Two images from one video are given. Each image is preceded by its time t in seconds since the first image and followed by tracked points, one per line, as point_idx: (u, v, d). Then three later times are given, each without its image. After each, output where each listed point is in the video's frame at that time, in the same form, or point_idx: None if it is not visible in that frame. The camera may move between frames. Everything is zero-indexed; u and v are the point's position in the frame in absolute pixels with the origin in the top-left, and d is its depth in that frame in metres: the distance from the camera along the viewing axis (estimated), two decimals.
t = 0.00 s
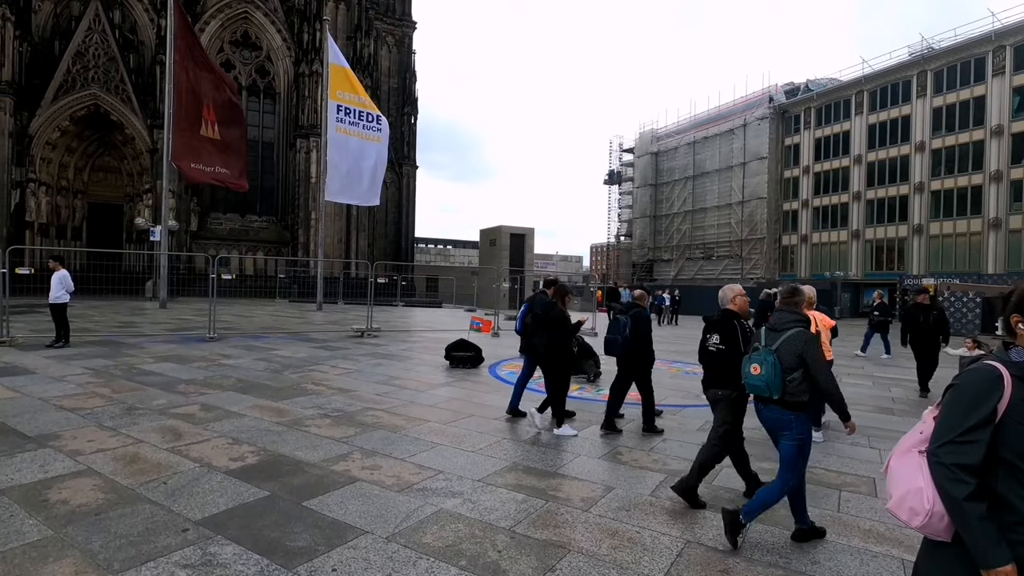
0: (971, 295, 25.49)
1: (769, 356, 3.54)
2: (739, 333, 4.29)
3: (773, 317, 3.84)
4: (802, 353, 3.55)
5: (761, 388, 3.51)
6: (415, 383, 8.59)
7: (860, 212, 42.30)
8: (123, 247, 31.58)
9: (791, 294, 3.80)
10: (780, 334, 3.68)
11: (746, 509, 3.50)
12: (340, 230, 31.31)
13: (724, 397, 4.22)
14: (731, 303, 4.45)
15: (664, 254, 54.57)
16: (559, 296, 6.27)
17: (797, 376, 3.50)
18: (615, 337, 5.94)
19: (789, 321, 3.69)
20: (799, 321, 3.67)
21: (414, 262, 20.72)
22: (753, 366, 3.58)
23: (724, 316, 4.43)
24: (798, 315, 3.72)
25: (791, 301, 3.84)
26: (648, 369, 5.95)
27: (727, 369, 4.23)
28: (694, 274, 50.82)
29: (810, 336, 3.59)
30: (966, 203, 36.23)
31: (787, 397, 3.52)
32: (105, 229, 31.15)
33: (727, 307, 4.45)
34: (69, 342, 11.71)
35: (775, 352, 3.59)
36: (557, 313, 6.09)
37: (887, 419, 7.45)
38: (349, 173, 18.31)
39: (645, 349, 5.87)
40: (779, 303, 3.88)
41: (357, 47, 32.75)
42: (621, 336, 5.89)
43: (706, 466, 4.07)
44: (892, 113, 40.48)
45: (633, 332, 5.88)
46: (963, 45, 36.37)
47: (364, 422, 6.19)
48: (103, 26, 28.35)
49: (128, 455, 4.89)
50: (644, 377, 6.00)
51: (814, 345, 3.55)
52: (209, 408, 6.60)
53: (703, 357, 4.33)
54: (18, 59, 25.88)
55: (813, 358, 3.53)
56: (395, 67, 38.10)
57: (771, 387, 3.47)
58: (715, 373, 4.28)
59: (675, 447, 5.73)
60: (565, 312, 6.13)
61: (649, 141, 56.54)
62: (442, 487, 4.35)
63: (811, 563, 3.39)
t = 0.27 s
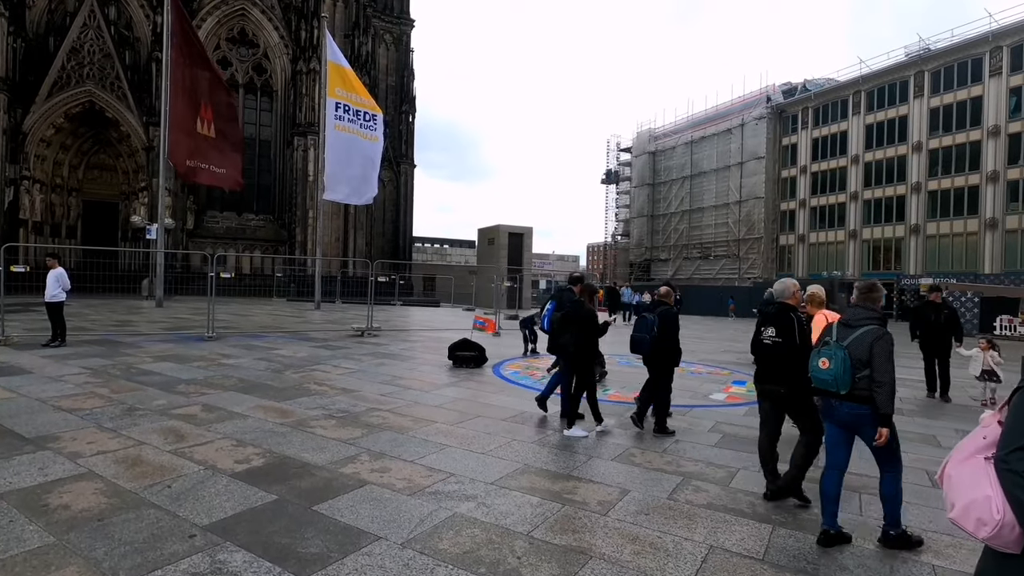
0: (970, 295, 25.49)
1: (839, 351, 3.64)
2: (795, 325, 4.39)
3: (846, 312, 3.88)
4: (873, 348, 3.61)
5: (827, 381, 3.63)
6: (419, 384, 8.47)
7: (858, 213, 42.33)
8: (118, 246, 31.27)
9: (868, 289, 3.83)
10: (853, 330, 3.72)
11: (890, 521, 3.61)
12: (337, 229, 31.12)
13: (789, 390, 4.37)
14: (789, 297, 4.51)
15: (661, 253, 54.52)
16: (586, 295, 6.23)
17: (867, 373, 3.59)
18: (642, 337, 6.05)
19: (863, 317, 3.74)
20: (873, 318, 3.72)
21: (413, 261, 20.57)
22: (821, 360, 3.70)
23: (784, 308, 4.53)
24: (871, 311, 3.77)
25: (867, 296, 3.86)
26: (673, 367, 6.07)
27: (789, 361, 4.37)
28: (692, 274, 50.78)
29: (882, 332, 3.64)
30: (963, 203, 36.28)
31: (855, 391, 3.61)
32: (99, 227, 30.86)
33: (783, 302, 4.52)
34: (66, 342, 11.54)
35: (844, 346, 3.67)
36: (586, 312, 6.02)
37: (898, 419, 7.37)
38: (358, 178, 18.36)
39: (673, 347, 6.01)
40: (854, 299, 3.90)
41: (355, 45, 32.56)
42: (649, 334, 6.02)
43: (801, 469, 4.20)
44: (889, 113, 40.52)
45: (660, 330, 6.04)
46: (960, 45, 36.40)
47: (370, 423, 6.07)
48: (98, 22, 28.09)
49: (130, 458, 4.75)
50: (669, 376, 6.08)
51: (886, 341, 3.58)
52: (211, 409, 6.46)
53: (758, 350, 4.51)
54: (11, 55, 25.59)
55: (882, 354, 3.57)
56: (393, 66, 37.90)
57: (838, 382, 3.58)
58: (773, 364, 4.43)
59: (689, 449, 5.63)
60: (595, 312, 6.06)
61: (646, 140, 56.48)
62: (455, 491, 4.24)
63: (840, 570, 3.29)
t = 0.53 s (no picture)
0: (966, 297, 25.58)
1: (913, 364, 3.64)
2: (850, 336, 4.29)
3: (915, 323, 3.86)
4: (950, 361, 3.59)
5: (900, 394, 3.64)
6: (422, 386, 8.40)
7: (853, 214, 42.46)
8: (112, 244, 31.01)
9: (940, 301, 3.80)
10: (927, 342, 3.72)
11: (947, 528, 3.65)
12: (334, 229, 31.01)
13: (843, 400, 4.27)
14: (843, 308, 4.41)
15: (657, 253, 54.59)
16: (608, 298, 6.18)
17: (942, 386, 3.59)
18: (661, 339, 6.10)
19: (936, 329, 3.73)
20: (948, 329, 3.71)
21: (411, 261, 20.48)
22: (894, 372, 3.70)
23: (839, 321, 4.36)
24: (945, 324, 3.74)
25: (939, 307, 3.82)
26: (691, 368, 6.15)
27: (843, 372, 4.27)
28: (687, 274, 50.86)
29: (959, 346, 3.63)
30: (957, 205, 36.45)
31: (931, 402, 3.62)
32: (93, 227, 30.61)
33: (839, 312, 4.39)
34: (61, 342, 11.40)
35: (918, 360, 3.67)
36: (610, 315, 6.00)
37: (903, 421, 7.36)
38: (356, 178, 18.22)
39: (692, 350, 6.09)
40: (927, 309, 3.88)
41: (352, 43, 32.42)
42: (668, 336, 6.07)
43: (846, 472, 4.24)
44: (885, 114, 40.68)
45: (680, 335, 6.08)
46: (955, 47, 36.55)
47: (374, 426, 6.00)
48: (92, 19, 27.84)
49: (132, 462, 4.66)
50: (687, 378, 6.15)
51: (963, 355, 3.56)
52: (213, 411, 6.37)
53: (810, 360, 4.39)
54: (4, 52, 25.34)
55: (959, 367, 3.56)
56: (390, 65, 37.77)
57: (913, 395, 3.60)
58: (827, 377, 4.32)
59: (698, 452, 5.58)
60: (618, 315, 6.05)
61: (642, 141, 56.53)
62: (465, 496, 4.17)
63: None
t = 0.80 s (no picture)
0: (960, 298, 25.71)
1: (966, 361, 3.66)
2: (894, 334, 4.52)
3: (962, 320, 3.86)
4: (1004, 359, 3.60)
5: (956, 391, 3.66)
6: (421, 386, 8.38)
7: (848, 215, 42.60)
8: (107, 243, 30.83)
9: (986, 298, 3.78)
10: (978, 340, 3.71)
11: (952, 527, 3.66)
12: (330, 228, 30.95)
13: (883, 392, 4.46)
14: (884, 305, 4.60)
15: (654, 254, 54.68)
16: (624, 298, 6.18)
17: (994, 382, 3.62)
18: (675, 340, 6.12)
19: (987, 327, 3.72)
20: (997, 327, 3.71)
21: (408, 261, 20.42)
22: (948, 370, 3.71)
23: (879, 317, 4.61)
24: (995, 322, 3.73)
25: (985, 305, 3.80)
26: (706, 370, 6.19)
27: (883, 367, 4.46)
28: (684, 274, 50.96)
29: (1011, 343, 3.63)
30: (952, 207, 36.60)
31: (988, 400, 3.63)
32: (88, 225, 30.43)
33: (880, 309, 4.59)
34: (57, 342, 11.31)
35: (972, 357, 3.68)
36: (625, 315, 6.02)
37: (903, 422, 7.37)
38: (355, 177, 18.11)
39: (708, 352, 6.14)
40: (972, 306, 3.87)
41: (349, 42, 32.33)
42: (683, 338, 6.09)
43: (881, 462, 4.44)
44: (880, 116, 40.83)
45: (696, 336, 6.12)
46: (950, 49, 36.68)
47: (375, 426, 5.96)
48: (87, 16, 27.65)
49: (131, 463, 4.62)
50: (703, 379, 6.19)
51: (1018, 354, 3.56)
52: (212, 412, 6.33)
53: (849, 354, 4.63)
54: None
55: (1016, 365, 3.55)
56: (387, 64, 37.68)
57: (967, 392, 3.62)
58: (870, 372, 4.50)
59: (700, 453, 5.57)
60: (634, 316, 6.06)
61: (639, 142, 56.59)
62: (468, 497, 4.14)
63: None
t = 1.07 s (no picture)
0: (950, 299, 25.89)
1: (1004, 367, 3.67)
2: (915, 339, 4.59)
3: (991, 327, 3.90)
4: None
5: (998, 397, 3.66)
6: (415, 386, 8.32)
7: (839, 216, 42.84)
8: (96, 242, 30.52)
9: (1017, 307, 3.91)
10: (1011, 345, 3.73)
11: (972, 513, 3.67)
12: (323, 228, 30.79)
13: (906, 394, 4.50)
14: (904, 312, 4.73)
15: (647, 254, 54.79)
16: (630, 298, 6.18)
17: None
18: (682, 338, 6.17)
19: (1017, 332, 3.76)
20: None
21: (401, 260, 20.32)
22: (985, 376, 3.73)
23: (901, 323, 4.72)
24: None
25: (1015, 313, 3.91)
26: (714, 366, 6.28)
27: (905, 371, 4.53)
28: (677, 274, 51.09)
29: None
30: (942, 208, 36.88)
31: None
32: (77, 224, 30.12)
33: (900, 315, 4.71)
34: (44, 341, 11.16)
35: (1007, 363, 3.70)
36: (633, 315, 6.03)
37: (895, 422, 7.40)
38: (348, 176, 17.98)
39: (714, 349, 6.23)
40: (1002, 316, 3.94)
41: (342, 41, 32.17)
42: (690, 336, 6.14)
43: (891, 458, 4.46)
44: (871, 118, 41.12)
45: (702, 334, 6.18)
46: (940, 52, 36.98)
47: (367, 427, 5.91)
48: (76, 12, 27.35)
49: (119, 464, 4.55)
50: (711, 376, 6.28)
51: None
52: (201, 412, 6.25)
53: (871, 359, 4.68)
54: None
55: None
56: (380, 63, 37.53)
57: (1008, 397, 3.62)
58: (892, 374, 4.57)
59: (694, 453, 5.56)
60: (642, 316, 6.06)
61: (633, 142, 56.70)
62: (462, 498, 4.11)
63: None
